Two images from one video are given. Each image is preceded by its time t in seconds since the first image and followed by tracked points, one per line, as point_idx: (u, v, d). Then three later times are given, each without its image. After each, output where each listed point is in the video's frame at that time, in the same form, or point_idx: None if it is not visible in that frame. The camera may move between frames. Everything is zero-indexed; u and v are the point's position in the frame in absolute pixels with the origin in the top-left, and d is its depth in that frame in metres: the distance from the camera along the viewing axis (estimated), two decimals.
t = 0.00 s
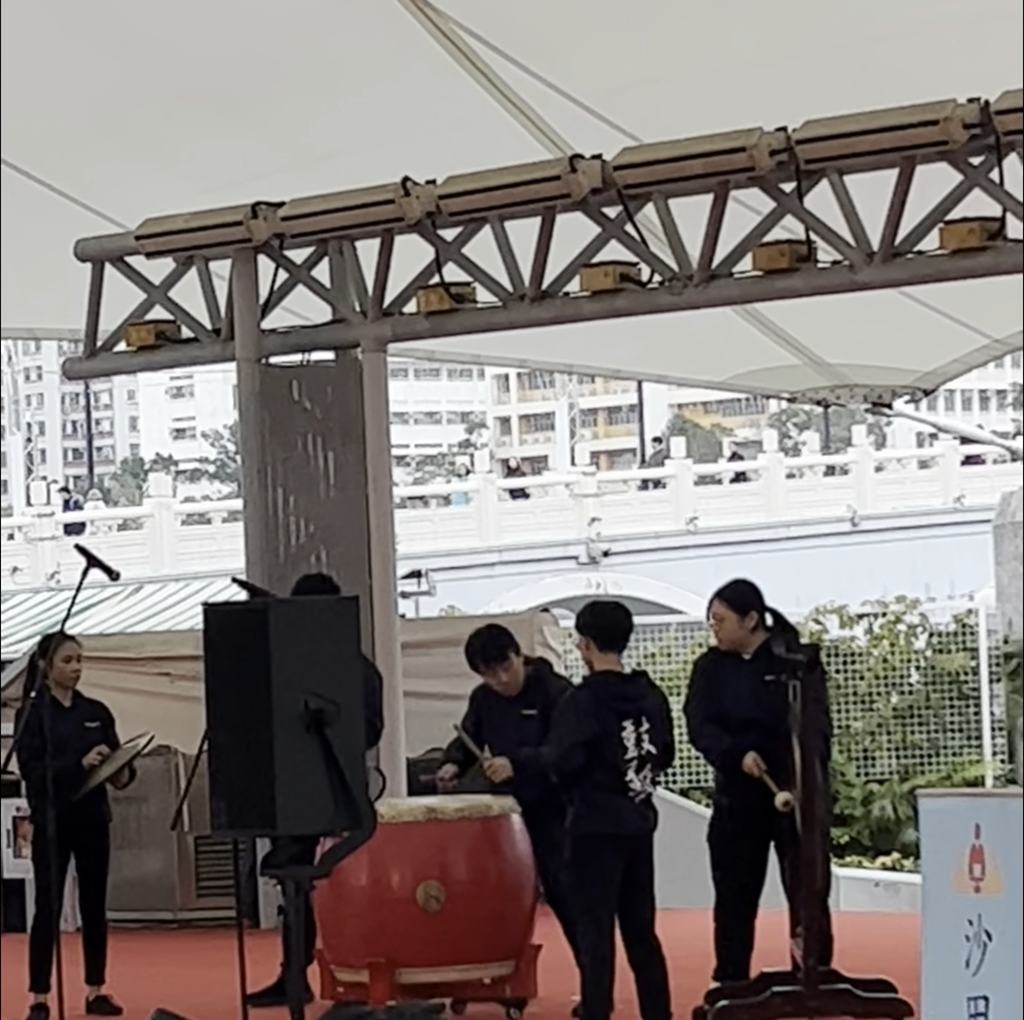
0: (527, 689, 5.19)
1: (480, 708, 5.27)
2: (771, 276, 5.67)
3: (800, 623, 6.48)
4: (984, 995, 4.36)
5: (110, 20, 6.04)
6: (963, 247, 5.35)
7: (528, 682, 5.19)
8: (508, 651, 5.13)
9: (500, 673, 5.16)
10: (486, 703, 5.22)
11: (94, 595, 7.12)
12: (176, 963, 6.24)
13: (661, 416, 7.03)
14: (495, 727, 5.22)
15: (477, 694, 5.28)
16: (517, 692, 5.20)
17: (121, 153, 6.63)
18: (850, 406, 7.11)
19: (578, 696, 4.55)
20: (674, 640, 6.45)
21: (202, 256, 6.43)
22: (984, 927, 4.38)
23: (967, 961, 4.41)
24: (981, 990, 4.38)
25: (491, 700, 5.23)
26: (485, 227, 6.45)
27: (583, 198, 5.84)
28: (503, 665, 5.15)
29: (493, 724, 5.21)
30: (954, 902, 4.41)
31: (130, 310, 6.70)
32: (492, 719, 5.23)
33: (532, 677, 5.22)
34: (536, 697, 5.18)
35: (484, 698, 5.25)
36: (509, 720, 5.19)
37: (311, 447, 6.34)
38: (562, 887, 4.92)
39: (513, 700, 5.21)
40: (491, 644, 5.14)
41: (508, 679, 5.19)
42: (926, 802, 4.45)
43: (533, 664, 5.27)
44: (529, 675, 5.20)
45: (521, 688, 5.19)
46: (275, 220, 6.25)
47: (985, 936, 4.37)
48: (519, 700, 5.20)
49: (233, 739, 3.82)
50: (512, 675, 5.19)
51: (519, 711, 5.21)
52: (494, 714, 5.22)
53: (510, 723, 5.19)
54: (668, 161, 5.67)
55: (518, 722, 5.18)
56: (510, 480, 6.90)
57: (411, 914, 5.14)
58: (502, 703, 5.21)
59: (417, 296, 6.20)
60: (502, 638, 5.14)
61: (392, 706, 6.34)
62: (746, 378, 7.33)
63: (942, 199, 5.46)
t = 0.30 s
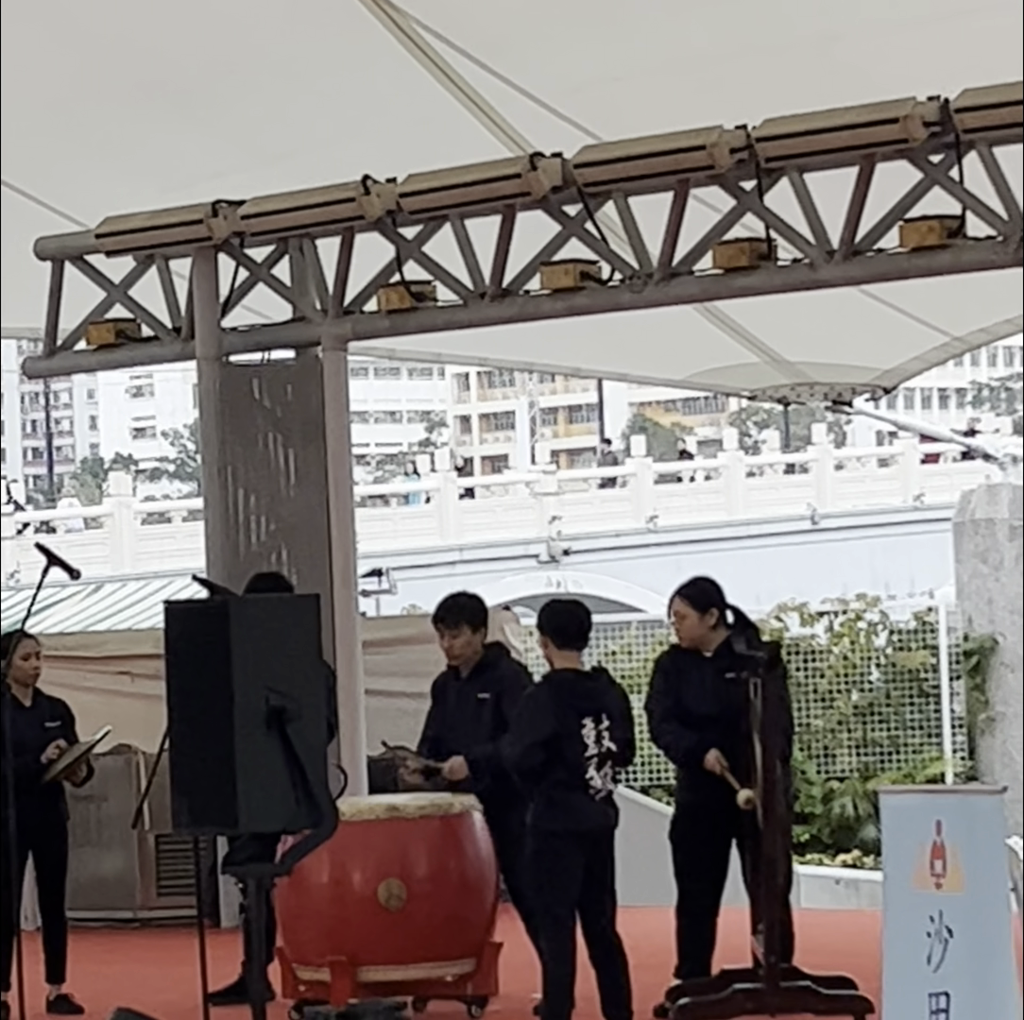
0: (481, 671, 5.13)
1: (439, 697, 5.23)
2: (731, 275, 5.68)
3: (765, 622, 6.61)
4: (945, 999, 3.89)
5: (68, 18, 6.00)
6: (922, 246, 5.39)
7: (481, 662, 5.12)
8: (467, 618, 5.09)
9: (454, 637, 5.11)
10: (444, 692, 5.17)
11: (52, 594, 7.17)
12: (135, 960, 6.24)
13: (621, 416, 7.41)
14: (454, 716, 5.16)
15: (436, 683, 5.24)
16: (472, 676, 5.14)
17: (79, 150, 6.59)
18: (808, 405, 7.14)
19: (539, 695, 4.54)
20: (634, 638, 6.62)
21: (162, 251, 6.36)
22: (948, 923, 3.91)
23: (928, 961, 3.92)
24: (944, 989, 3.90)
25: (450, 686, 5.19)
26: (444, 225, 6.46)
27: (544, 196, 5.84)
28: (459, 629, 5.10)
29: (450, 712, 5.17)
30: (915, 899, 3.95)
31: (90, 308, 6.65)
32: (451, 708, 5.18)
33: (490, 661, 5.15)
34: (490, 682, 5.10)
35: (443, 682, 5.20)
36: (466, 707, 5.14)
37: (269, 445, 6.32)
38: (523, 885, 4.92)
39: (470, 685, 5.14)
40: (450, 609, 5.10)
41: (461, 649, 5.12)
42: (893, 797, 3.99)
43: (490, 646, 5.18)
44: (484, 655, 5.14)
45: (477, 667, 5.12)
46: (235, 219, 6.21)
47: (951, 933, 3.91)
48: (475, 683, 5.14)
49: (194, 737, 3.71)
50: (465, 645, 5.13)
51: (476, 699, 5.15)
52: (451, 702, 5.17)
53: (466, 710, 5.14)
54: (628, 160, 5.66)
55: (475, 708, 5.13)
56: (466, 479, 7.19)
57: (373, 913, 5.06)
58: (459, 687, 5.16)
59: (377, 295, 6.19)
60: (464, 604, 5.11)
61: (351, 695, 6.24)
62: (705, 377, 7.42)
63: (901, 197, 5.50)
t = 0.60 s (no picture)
0: (440, 672, 5.12)
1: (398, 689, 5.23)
2: (686, 280, 5.68)
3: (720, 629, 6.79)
4: (901, 1004, 3.72)
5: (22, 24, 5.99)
6: (878, 251, 5.41)
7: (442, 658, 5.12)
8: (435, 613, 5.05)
9: (420, 630, 5.07)
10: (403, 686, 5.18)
11: (12, 599, 7.25)
12: (91, 967, 6.21)
13: (577, 422, 7.23)
14: (412, 710, 5.17)
15: (394, 679, 5.25)
16: (431, 674, 5.14)
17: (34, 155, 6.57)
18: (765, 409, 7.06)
19: (496, 700, 4.54)
20: (592, 643, 6.73)
21: (117, 258, 6.35)
22: (905, 927, 3.76)
23: (882, 965, 3.76)
24: (901, 993, 3.74)
25: (409, 679, 5.20)
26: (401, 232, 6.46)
27: (499, 202, 5.84)
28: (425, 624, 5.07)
29: (409, 706, 5.17)
30: (871, 903, 3.80)
31: (47, 313, 6.66)
32: (409, 699, 5.20)
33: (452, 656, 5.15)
34: (447, 680, 5.11)
35: (403, 675, 5.21)
36: (425, 708, 5.15)
37: (225, 452, 6.31)
38: (481, 890, 4.92)
39: (429, 686, 5.15)
40: (416, 604, 5.06)
41: (424, 643, 5.09)
42: (848, 798, 3.87)
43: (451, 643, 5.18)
44: (445, 651, 5.14)
45: (436, 665, 5.12)
46: (191, 225, 6.18)
47: (907, 937, 3.75)
48: (434, 683, 5.14)
49: (149, 742, 3.67)
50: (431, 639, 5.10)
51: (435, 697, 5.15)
52: (410, 695, 5.18)
53: (425, 705, 5.14)
54: (583, 166, 5.67)
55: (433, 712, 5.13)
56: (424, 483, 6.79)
57: (329, 919, 5.03)
58: (418, 682, 5.17)
59: (333, 301, 6.17)
60: (431, 599, 5.07)
61: (308, 701, 6.24)
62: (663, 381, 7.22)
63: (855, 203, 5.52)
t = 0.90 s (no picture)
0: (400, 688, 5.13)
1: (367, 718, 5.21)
2: (646, 295, 5.71)
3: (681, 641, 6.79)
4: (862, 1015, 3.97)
5: None
6: (836, 265, 5.44)
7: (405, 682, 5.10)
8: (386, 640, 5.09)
9: (375, 661, 5.11)
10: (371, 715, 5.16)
11: None
12: (52, 985, 6.18)
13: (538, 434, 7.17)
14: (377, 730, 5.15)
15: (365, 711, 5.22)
16: (392, 693, 5.14)
17: None
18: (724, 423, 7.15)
19: (457, 715, 4.54)
20: (553, 657, 6.72)
21: (77, 274, 6.34)
22: (864, 941, 4.00)
23: (844, 978, 3.99)
24: (861, 1004, 3.98)
25: (376, 709, 5.17)
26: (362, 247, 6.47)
27: (459, 217, 5.84)
28: (377, 653, 5.10)
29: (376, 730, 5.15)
30: (832, 919, 4.04)
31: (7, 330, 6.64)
32: (377, 726, 5.17)
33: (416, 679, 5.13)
34: (414, 702, 5.08)
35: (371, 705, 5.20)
36: (386, 725, 5.14)
37: (186, 467, 6.30)
38: (443, 905, 4.91)
39: (391, 704, 5.14)
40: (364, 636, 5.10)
41: (382, 673, 5.12)
42: (808, 818, 4.10)
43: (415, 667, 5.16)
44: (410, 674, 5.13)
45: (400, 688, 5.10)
46: (150, 240, 6.17)
47: (866, 951, 3.99)
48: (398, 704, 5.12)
49: (110, 759, 3.63)
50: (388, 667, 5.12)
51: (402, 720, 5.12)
52: (378, 721, 5.15)
53: (390, 727, 5.12)
54: (543, 182, 5.68)
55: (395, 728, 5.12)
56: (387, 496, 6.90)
57: (289, 936, 5.02)
58: (381, 703, 5.16)
59: (292, 316, 6.17)
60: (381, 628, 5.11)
61: (268, 718, 6.20)
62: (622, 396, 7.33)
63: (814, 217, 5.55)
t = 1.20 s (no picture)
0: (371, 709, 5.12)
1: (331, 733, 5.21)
2: (616, 316, 5.73)
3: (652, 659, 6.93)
4: None
5: None
6: (806, 285, 5.47)
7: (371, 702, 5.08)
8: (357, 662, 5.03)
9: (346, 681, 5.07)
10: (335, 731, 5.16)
11: None
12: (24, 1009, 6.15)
13: (507, 456, 7.19)
14: (345, 751, 5.15)
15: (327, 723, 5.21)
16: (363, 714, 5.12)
17: None
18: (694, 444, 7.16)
19: (430, 736, 4.53)
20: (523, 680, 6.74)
21: (46, 297, 6.34)
22: (837, 960, 4.00)
23: (817, 997, 4.00)
24: None
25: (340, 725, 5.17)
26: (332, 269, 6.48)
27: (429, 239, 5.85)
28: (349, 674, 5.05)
29: (341, 747, 5.16)
30: (804, 938, 4.05)
31: None
32: (340, 743, 5.18)
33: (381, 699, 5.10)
34: (380, 720, 5.09)
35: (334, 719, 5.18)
36: (357, 746, 5.13)
37: (157, 490, 6.28)
38: (415, 927, 4.89)
39: (360, 725, 5.12)
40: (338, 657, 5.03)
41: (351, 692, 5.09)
42: (779, 836, 4.13)
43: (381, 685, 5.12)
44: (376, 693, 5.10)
45: (365, 709, 5.09)
46: (120, 263, 6.17)
47: (839, 969, 3.99)
48: (365, 724, 5.12)
49: (82, 783, 3.60)
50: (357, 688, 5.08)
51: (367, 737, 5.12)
52: (343, 738, 5.16)
53: (356, 745, 5.12)
54: (512, 203, 5.70)
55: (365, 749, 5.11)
56: (356, 520, 6.73)
57: (263, 957, 4.98)
58: (350, 725, 5.14)
59: (263, 339, 6.18)
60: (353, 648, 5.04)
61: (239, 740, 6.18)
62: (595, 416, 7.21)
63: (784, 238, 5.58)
